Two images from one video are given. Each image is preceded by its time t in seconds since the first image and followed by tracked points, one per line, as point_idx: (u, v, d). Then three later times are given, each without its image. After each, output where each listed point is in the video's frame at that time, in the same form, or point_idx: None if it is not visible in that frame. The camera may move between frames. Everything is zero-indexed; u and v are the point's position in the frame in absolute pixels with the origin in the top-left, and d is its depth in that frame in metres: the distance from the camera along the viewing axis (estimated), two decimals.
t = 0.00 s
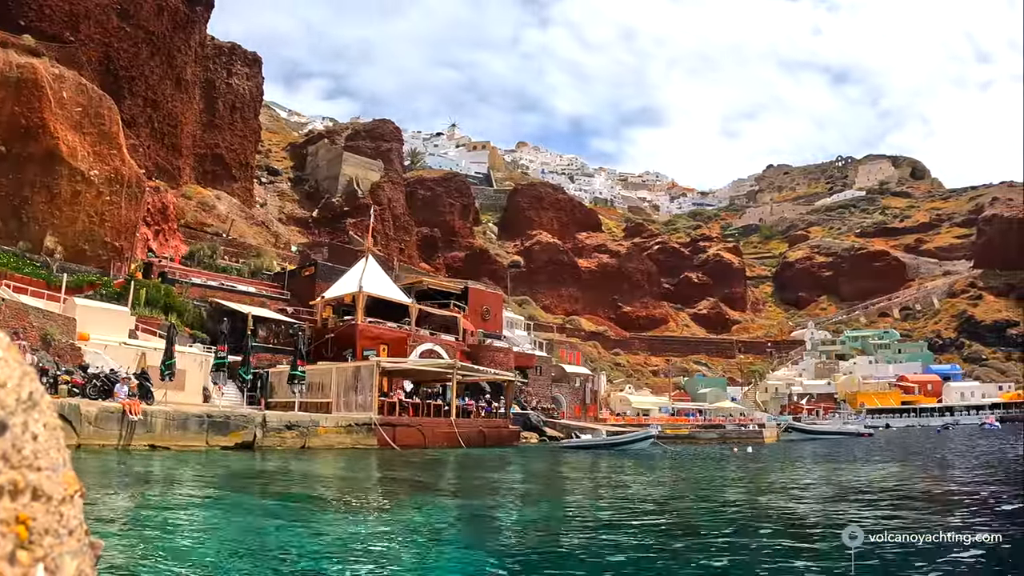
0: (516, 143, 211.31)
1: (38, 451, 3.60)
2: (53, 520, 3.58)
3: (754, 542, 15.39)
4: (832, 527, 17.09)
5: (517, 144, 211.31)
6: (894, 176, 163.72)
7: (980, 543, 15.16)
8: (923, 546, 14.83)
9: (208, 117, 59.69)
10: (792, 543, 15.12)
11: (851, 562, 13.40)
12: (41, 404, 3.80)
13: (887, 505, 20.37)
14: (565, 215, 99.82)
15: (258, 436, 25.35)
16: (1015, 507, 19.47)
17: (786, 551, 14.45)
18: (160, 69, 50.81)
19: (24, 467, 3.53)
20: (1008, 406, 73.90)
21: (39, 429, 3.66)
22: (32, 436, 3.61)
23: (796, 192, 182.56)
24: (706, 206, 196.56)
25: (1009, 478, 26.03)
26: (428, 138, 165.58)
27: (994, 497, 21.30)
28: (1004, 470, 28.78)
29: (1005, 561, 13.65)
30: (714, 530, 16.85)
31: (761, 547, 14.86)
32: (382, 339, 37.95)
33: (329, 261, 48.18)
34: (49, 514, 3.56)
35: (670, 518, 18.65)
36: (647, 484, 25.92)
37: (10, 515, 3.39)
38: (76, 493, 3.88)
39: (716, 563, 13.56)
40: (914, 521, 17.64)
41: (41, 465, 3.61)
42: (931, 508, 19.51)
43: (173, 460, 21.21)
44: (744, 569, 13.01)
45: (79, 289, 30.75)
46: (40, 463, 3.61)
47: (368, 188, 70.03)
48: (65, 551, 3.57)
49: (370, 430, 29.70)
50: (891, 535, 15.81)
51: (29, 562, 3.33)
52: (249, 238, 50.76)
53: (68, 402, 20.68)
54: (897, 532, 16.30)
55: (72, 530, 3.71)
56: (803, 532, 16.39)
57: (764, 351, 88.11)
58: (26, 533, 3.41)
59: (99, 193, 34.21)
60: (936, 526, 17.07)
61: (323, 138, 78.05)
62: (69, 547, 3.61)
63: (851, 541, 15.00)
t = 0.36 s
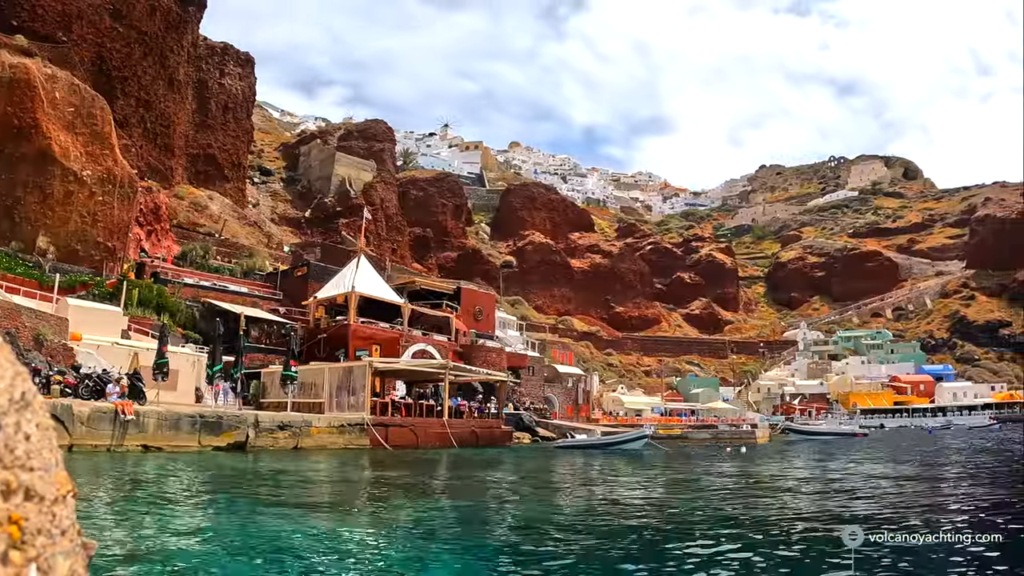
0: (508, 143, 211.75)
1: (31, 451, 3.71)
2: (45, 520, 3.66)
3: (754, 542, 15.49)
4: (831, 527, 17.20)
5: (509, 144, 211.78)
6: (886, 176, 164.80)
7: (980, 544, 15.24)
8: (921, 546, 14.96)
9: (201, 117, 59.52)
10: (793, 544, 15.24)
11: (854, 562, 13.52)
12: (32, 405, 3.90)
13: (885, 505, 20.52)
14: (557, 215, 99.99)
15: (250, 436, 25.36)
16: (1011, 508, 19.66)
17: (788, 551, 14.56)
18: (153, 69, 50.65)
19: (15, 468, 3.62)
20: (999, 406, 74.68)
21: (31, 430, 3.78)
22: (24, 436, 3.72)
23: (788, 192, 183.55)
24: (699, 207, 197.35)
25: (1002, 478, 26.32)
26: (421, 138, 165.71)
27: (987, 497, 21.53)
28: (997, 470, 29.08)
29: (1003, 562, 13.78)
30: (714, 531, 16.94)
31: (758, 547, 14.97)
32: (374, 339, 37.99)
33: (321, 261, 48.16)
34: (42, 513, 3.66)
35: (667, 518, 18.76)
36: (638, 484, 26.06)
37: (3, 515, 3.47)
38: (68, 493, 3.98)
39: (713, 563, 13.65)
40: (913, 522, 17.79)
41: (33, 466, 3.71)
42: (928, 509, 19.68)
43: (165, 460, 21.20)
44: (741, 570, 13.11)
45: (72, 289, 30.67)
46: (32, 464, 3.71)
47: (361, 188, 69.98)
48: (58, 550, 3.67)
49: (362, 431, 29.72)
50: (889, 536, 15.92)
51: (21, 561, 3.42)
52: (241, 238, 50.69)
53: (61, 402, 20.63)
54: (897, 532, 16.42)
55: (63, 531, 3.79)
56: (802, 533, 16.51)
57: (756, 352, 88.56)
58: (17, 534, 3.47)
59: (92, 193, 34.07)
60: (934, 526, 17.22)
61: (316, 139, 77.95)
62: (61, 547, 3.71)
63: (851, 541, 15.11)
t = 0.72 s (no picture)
0: (501, 143, 211.94)
1: (23, 451, 3.80)
2: (37, 520, 3.74)
3: (757, 543, 15.57)
4: (831, 527, 17.32)
5: (501, 144, 211.97)
6: (878, 176, 165.76)
7: (976, 544, 15.43)
8: (922, 547, 15.09)
9: (193, 117, 59.36)
10: (796, 544, 15.37)
11: (857, 563, 13.66)
12: (24, 405, 4.00)
13: (885, 506, 20.70)
14: (549, 215, 100.09)
15: (242, 436, 25.38)
16: (1010, 508, 19.87)
17: (785, 551, 14.69)
18: (145, 69, 50.46)
19: (8, 467, 3.70)
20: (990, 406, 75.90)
21: (23, 430, 3.89)
22: (15, 436, 3.80)
23: (780, 192, 184.40)
24: (691, 207, 197.99)
25: (995, 478, 26.57)
26: (413, 138, 165.67)
27: (983, 498, 21.76)
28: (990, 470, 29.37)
29: (1002, 562, 13.93)
30: (717, 531, 17.06)
31: (752, 548, 15.09)
32: (366, 339, 38.00)
33: (313, 261, 48.12)
34: (35, 514, 3.74)
35: (666, 519, 18.88)
36: (629, 484, 26.19)
37: None
38: (61, 493, 4.08)
39: (710, 564, 13.72)
40: (913, 522, 17.93)
41: (25, 466, 3.79)
42: (927, 508, 19.89)
43: (158, 460, 21.19)
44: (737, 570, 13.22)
45: (63, 289, 30.56)
46: (25, 464, 3.79)
47: (353, 188, 69.91)
48: (50, 551, 3.75)
49: (354, 431, 29.74)
50: (888, 537, 16.01)
51: (13, 560, 3.50)
52: (233, 238, 50.60)
53: (53, 402, 20.60)
54: (896, 533, 16.56)
55: (55, 531, 3.87)
56: (803, 533, 16.62)
57: (748, 352, 88.94)
58: (9, 534, 3.54)
59: (84, 193, 33.98)
60: (936, 527, 17.35)
61: (308, 139, 77.86)
62: (53, 547, 3.78)
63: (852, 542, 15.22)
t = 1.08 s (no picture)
0: (492, 143, 211.85)
1: (14, 451, 3.87)
2: (28, 521, 3.83)
3: (755, 542, 15.74)
4: (831, 527, 17.48)
5: (492, 144, 211.88)
6: (869, 176, 166.72)
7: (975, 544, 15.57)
8: (920, 547, 15.28)
9: (184, 117, 59.16)
10: (798, 543, 15.54)
11: (858, 563, 13.84)
12: (15, 405, 4.08)
13: (884, 505, 20.90)
14: (540, 215, 100.16)
15: (233, 436, 25.35)
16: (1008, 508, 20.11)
17: (784, 551, 14.80)
18: (136, 69, 50.28)
19: None
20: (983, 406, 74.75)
21: (15, 428, 3.96)
22: (7, 436, 3.88)
23: (772, 192, 185.21)
24: (682, 206, 198.58)
25: (988, 478, 26.84)
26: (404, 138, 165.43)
27: (978, 497, 22.00)
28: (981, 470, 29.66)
29: (999, 561, 14.12)
30: (717, 531, 17.21)
31: (744, 547, 15.24)
32: (357, 339, 38.02)
33: (305, 261, 48.08)
34: (26, 514, 3.83)
35: (666, 519, 19.01)
36: (619, 484, 26.33)
37: None
38: (52, 494, 4.16)
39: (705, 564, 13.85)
40: (912, 522, 18.14)
41: (16, 466, 3.87)
42: (926, 508, 20.09)
43: (149, 460, 21.17)
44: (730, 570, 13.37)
45: (55, 289, 30.62)
46: (16, 464, 3.87)
47: (344, 188, 69.82)
48: (41, 551, 3.84)
49: (345, 430, 29.76)
50: (888, 536, 16.20)
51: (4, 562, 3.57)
52: (225, 238, 50.48)
53: (44, 402, 20.55)
54: (895, 532, 16.76)
55: (46, 532, 3.95)
56: (804, 533, 16.77)
57: (739, 351, 89.29)
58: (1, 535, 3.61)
59: (75, 193, 33.86)
60: (935, 526, 17.55)
61: (299, 138, 77.73)
62: (45, 547, 3.87)
63: (853, 542, 15.39)
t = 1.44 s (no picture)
0: (483, 143, 212.07)
1: (6, 451, 3.95)
2: (18, 520, 3.87)
3: (756, 542, 15.90)
4: (830, 526, 17.70)
5: (483, 144, 212.11)
6: (860, 176, 167.78)
7: (974, 545, 15.74)
8: (919, 547, 15.48)
9: (174, 117, 58.97)
10: (799, 543, 15.70)
11: (862, 562, 14.01)
12: (6, 406, 4.16)
13: (882, 504, 21.13)
14: (531, 215, 100.29)
15: (224, 436, 25.38)
16: (1004, 508, 20.36)
17: (784, 552, 14.89)
18: (127, 69, 50.11)
19: None
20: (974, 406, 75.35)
21: (5, 430, 4.02)
22: None
23: (762, 192, 186.16)
24: (673, 206, 199.25)
25: (979, 477, 27.17)
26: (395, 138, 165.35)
27: (971, 497, 22.27)
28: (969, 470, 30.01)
29: (998, 561, 14.34)
30: (717, 530, 17.37)
31: (738, 547, 15.38)
32: (348, 339, 38.02)
33: (295, 261, 48.02)
34: (16, 513, 3.87)
35: (665, 518, 19.18)
36: (610, 484, 26.50)
37: None
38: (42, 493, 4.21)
39: (703, 564, 13.95)
40: (910, 522, 18.36)
41: (7, 466, 3.93)
42: (923, 508, 20.34)
43: (140, 460, 21.19)
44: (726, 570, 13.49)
45: (45, 289, 30.54)
46: (7, 464, 3.93)
47: (335, 188, 69.74)
48: (31, 550, 3.86)
49: (337, 430, 29.79)
50: (887, 536, 16.39)
51: None
52: (216, 238, 50.38)
53: (35, 402, 20.53)
54: (895, 532, 16.97)
55: (37, 531, 4.00)
56: (804, 533, 16.96)
57: (730, 351, 89.72)
58: None
59: (66, 193, 33.77)
60: (933, 526, 17.77)
61: (290, 138, 77.55)
62: (35, 547, 3.90)
63: (855, 541, 15.57)
